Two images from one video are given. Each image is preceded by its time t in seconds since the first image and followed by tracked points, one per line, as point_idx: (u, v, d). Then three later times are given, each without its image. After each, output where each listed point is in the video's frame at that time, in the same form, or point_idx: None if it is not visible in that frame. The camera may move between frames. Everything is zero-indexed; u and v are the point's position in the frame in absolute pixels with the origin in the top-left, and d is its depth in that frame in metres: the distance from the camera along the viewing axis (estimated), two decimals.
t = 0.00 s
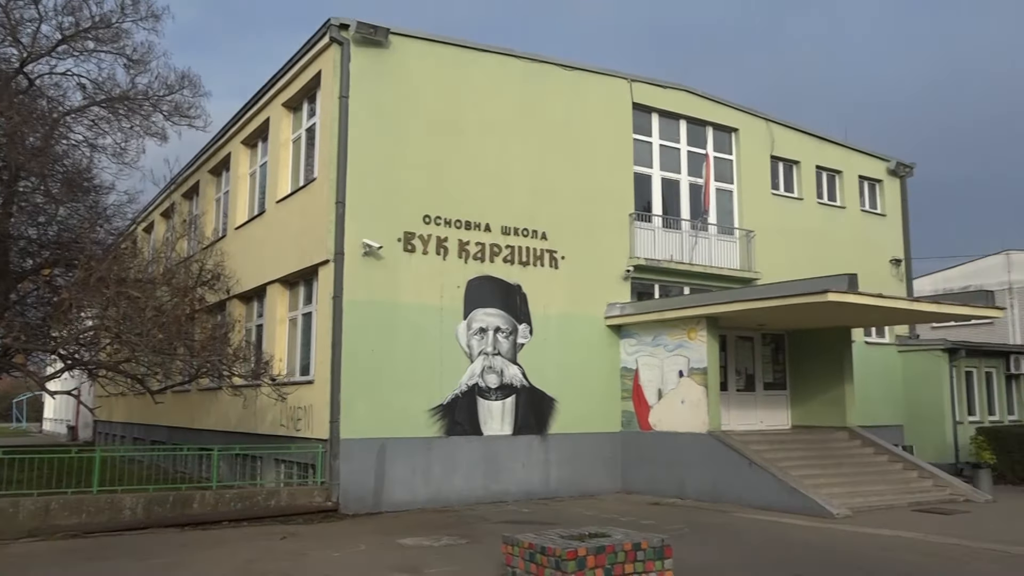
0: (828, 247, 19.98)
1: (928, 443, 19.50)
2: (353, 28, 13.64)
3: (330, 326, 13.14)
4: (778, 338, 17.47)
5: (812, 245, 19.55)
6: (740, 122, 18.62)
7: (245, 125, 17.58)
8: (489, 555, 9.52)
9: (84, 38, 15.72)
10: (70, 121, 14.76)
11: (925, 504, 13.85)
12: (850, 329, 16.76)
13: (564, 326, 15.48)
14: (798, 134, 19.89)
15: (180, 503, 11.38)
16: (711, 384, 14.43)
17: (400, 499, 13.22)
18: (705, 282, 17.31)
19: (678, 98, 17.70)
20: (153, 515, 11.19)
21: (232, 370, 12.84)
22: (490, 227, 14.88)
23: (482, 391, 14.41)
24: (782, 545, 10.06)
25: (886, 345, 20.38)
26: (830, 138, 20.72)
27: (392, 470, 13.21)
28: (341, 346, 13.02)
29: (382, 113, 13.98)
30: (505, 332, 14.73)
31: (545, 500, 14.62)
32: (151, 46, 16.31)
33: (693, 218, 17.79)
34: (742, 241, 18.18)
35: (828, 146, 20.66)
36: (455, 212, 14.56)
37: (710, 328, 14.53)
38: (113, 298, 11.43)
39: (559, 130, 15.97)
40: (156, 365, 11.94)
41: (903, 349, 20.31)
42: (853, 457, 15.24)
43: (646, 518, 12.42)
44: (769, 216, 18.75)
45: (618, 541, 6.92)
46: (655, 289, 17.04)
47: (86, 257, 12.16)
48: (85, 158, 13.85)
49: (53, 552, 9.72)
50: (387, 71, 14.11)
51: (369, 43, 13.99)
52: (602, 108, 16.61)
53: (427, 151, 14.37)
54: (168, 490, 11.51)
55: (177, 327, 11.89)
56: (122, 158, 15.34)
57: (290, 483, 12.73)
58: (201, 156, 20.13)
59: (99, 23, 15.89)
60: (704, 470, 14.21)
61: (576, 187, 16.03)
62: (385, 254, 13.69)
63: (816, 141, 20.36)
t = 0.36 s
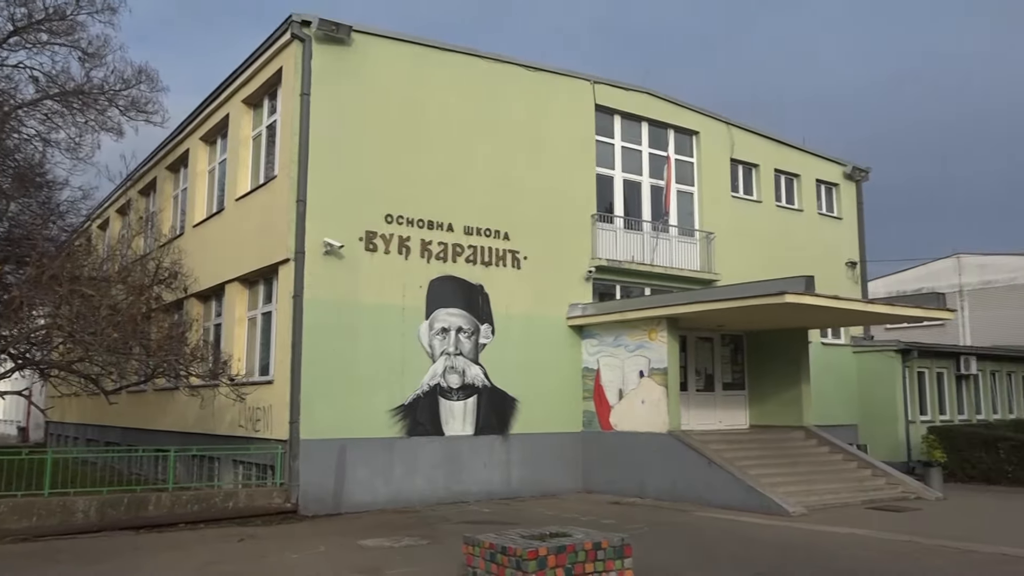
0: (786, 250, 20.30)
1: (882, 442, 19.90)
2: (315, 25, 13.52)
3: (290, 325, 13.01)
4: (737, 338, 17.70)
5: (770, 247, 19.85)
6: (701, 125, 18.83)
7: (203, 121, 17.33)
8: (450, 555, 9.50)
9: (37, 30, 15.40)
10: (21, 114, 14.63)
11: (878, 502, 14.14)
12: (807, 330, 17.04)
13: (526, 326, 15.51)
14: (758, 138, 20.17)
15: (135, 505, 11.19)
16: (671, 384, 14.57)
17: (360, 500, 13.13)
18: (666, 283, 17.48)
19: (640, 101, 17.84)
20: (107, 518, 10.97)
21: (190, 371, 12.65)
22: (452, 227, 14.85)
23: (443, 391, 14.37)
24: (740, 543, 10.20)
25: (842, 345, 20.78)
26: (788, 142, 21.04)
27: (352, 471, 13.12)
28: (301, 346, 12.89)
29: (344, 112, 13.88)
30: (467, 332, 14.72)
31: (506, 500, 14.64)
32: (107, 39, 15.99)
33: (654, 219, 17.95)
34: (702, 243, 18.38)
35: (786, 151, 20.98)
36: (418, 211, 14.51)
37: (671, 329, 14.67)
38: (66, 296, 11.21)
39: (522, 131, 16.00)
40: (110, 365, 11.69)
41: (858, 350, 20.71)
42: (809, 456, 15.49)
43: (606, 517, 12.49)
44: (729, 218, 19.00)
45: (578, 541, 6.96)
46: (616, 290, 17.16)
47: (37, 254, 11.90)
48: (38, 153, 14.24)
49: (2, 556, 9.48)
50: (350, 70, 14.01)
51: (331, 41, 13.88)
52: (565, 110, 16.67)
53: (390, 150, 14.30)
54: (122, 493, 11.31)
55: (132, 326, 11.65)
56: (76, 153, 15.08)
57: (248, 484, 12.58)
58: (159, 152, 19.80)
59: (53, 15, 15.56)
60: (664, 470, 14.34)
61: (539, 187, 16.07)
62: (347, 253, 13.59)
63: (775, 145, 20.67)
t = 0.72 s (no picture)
0: (753, 252, 20.53)
1: (846, 441, 20.20)
2: (284, 22, 13.40)
3: (257, 325, 12.88)
4: (704, 339, 17.86)
5: (737, 248, 20.06)
6: (670, 128, 18.97)
7: (169, 118, 17.10)
8: (418, 556, 9.47)
9: None
10: None
11: (842, 500, 14.36)
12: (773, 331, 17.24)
13: (495, 326, 15.51)
14: (726, 141, 20.37)
15: (97, 507, 11.00)
16: (639, 384, 14.66)
17: (327, 501, 13.04)
18: (634, 284, 17.59)
19: (610, 103, 17.92)
20: (68, 520, 10.76)
21: (154, 371, 12.26)
22: (422, 227, 14.80)
23: (412, 392, 14.31)
24: (707, 542, 10.30)
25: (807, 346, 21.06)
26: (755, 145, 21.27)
27: (319, 472, 13.02)
28: (269, 346, 12.76)
29: (313, 110, 13.77)
30: (437, 332, 14.68)
31: (474, 500, 14.63)
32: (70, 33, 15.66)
33: (623, 221, 18.04)
34: (670, 245, 18.53)
35: (754, 154, 21.21)
36: (387, 211, 14.44)
37: (639, 329, 14.77)
38: (26, 295, 10.96)
39: (492, 131, 16.00)
40: (71, 365, 11.44)
41: (823, 351, 21.00)
42: (775, 456, 15.68)
43: (575, 517, 12.53)
44: (697, 220, 19.16)
45: (547, 541, 6.98)
46: (586, 291, 17.22)
47: None
48: None
49: None
50: (319, 68, 13.90)
51: (299, 38, 13.77)
52: (535, 111, 16.70)
53: (359, 148, 14.22)
54: (84, 495, 11.13)
55: (95, 325, 11.43)
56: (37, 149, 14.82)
57: (214, 486, 12.42)
58: (123, 149, 19.49)
59: (14, 8, 15.27)
60: (632, 470, 14.42)
61: (509, 188, 16.09)
62: (315, 252, 13.49)
63: (743, 148, 20.88)
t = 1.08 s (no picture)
0: (733, 253, 20.65)
1: (825, 440, 20.37)
2: (263, 20, 13.31)
3: (237, 325, 12.78)
4: (685, 339, 17.95)
5: (717, 249, 20.17)
6: (651, 129, 19.05)
7: (147, 117, 16.94)
8: (399, 557, 9.44)
9: None
10: None
11: (820, 499, 14.47)
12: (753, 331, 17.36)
13: (476, 327, 15.50)
14: (706, 142, 20.48)
15: (74, 509, 10.84)
16: (620, 384, 14.71)
17: (307, 502, 12.96)
18: (615, 284, 17.65)
19: (591, 103, 17.96)
20: (44, 523, 10.61)
21: (132, 371, 12.01)
22: (403, 227, 14.76)
23: (393, 392, 14.27)
24: (687, 541, 10.35)
25: (786, 346, 21.22)
26: (735, 146, 21.40)
27: (300, 473, 12.95)
28: (248, 346, 12.67)
29: (293, 109, 13.69)
30: (418, 332, 14.64)
31: (455, 501, 14.61)
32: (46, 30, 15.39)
33: (604, 221, 18.10)
34: (651, 246, 18.60)
35: (733, 155, 21.33)
36: (368, 211, 14.39)
37: (620, 329, 14.83)
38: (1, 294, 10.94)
39: (473, 131, 15.99)
40: (47, 366, 11.26)
41: (801, 351, 21.17)
42: (754, 455, 15.79)
43: (556, 517, 12.55)
44: (677, 221, 19.25)
45: (528, 541, 6.98)
46: (567, 291, 17.25)
47: None
48: None
49: None
50: (299, 67, 13.83)
51: (279, 37, 13.68)
52: (515, 111, 16.70)
53: (339, 148, 14.15)
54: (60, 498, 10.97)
55: (72, 325, 11.28)
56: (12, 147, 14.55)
57: (192, 487, 12.31)
58: (100, 147, 19.28)
59: None
60: (613, 469, 14.47)
61: (490, 188, 16.08)
62: (295, 252, 13.42)
63: (723, 149, 20.99)
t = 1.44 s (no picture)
0: (722, 253, 20.71)
1: (814, 439, 20.48)
2: (252, 19, 13.25)
3: (225, 325, 12.72)
4: (674, 339, 18.00)
5: (706, 249, 20.23)
6: (640, 129, 19.08)
7: (135, 116, 16.84)
8: (388, 558, 9.42)
9: None
10: None
11: (808, 499, 14.53)
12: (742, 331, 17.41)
13: (466, 327, 15.50)
14: (695, 143, 20.53)
15: (61, 511, 10.74)
16: (610, 384, 14.73)
17: (297, 503, 12.92)
18: (605, 284, 17.68)
19: (581, 104, 17.98)
20: (31, 525, 10.52)
21: (120, 372, 11.92)
22: (392, 227, 14.74)
23: (383, 392, 14.25)
24: (676, 541, 10.37)
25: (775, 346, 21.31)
26: (724, 147, 21.46)
27: (289, 474, 12.91)
28: (237, 347, 12.62)
29: (282, 109, 13.65)
30: (407, 332, 14.63)
31: (445, 501, 14.60)
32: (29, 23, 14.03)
33: (594, 221, 18.12)
34: (641, 246, 18.64)
35: (722, 155, 21.39)
36: (357, 211, 14.36)
37: (610, 329, 14.85)
38: None
39: (462, 131, 15.98)
40: (34, 367, 11.16)
41: (790, 351, 21.25)
42: (743, 455, 15.84)
43: (546, 516, 12.55)
44: (667, 221, 19.30)
45: (518, 541, 6.99)
46: (556, 291, 17.26)
47: None
48: None
49: None
50: (288, 67, 13.80)
51: (268, 36, 13.63)
52: (505, 111, 16.70)
53: (328, 148, 14.12)
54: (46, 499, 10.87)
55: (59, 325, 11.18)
56: None
57: (181, 488, 12.25)
58: (87, 147, 19.15)
59: None
60: (603, 469, 14.49)
61: (480, 188, 16.08)
62: (284, 252, 13.38)
63: (712, 150, 21.05)
